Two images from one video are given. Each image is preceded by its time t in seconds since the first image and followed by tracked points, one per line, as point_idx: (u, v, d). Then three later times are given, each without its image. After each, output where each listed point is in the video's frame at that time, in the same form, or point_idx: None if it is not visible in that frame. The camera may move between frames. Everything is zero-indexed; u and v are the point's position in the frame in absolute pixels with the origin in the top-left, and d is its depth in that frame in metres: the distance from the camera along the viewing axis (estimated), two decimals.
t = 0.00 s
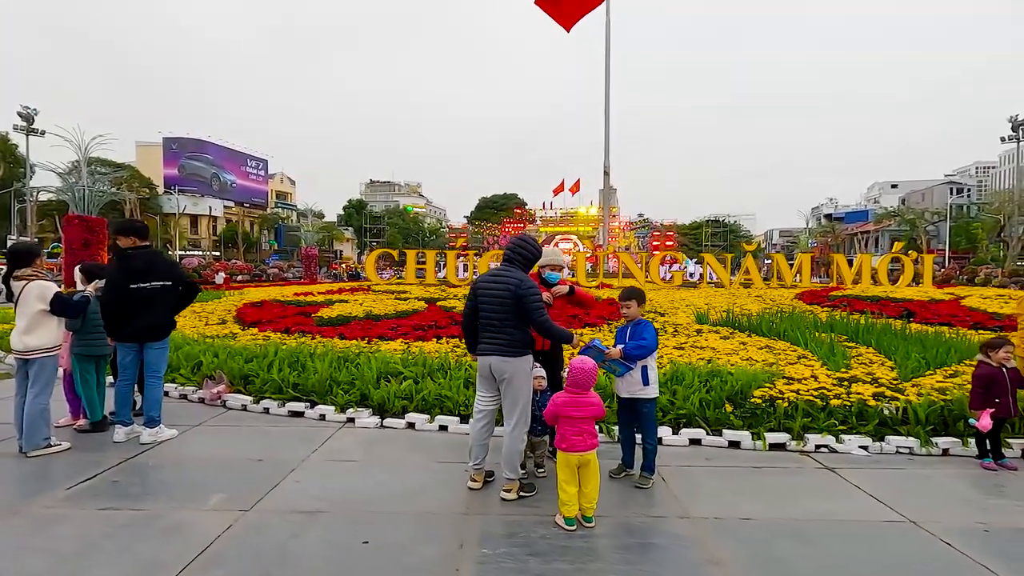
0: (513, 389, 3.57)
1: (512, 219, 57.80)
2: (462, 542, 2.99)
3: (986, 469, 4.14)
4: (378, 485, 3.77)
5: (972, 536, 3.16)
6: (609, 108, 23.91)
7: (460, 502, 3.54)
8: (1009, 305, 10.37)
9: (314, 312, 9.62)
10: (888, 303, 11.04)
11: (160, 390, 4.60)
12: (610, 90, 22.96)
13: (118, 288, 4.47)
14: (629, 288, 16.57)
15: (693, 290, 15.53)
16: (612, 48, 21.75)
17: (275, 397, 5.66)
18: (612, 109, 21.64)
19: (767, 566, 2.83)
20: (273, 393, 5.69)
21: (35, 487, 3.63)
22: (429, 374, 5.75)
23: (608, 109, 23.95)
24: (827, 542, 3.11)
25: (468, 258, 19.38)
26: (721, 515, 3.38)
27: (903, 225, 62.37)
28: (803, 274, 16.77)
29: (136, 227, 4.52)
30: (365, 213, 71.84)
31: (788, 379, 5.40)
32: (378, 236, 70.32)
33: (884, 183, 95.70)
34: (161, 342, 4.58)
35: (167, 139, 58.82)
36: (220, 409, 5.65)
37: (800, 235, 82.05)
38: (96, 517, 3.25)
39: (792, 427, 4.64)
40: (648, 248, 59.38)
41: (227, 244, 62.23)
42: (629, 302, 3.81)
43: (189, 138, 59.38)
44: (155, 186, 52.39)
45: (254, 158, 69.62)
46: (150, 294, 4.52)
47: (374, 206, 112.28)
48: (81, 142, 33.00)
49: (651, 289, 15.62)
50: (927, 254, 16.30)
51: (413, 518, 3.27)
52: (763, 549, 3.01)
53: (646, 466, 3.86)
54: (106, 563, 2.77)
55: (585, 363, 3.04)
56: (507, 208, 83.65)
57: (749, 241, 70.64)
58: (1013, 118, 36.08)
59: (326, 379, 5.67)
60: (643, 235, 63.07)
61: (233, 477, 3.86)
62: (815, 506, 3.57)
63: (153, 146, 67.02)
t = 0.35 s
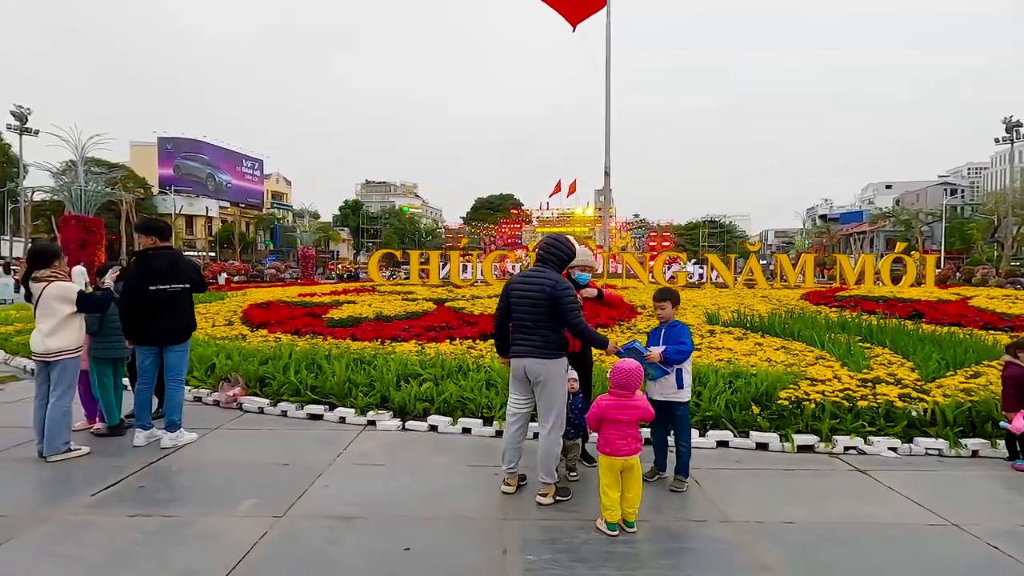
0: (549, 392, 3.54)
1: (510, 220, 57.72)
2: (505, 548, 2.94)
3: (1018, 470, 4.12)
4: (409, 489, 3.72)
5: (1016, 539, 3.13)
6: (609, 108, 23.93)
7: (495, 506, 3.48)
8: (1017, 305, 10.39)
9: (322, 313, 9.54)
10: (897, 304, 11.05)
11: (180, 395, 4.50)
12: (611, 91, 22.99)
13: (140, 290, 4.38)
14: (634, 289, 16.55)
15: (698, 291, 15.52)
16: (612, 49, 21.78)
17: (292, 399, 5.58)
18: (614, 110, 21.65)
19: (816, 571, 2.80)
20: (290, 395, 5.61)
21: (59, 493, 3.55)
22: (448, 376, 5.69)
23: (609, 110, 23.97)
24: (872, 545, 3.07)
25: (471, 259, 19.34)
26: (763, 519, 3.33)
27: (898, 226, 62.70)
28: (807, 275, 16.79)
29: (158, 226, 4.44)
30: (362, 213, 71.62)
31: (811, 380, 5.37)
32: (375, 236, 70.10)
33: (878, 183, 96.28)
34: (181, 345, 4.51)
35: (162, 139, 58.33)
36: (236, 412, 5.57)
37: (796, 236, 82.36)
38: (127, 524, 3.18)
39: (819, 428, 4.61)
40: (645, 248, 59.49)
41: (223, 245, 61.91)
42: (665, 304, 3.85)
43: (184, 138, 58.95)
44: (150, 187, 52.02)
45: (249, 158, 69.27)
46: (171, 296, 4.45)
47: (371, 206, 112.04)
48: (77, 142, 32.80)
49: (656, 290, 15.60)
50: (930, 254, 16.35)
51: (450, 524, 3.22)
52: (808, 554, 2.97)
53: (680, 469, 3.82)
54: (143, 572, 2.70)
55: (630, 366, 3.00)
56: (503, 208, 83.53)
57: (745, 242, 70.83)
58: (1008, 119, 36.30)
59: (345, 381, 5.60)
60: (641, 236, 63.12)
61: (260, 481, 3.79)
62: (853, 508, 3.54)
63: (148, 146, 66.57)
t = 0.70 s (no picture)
0: (579, 395, 3.45)
1: (506, 221, 57.59)
2: (543, 557, 2.87)
3: None
4: (436, 495, 3.64)
5: None
6: (609, 109, 23.89)
7: (526, 513, 3.42)
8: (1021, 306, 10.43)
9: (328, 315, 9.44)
10: (902, 305, 11.06)
11: (195, 398, 4.41)
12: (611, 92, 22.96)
13: (153, 292, 4.27)
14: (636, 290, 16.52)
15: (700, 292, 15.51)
16: (612, 50, 21.74)
17: (306, 402, 5.49)
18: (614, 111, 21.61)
19: None
20: (304, 398, 5.52)
21: (77, 501, 3.46)
22: (464, 378, 5.61)
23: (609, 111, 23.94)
24: (913, 551, 3.02)
25: (471, 260, 19.24)
26: (800, 524, 3.28)
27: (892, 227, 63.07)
28: (808, 275, 16.81)
29: (172, 227, 4.34)
30: (357, 214, 71.34)
31: (831, 381, 5.34)
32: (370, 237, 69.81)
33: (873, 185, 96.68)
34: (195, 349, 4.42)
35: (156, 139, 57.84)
36: (248, 416, 5.48)
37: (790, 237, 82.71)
38: (150, 533, 3.10)
39: (844, 431, 4.58)
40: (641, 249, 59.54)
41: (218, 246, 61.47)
42: (692, 307, 3.80)
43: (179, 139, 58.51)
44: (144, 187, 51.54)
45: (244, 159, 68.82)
46: (185, 298, 4.35)
47: (366, 207, 111.66)
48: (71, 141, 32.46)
49: (659, 291, 15.56)
50: (930, 255, 16.41)
51: (483, 531, 3.15)
52: (851, 560, 2.92)
53: (711, 473, 3.74)
54: None
55: (669, 368, 2.96)
56: (499, 209, 83.43)
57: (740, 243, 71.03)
58: (1002, 121, 36.50)
59: (359, 384, 5.51)
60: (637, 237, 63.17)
61: (283, 487, 3.70)
62: (887, 512, 3.49)
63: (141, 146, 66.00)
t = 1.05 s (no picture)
0: (611, 401, 3.35)
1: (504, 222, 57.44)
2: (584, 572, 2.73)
3: None
4: (462, 505, 3.50)
5: None
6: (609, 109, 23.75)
7: (558, 524, 3.28)
8: None
9: (332, 317, 9.26)
10: (911, 306, 10.99)
11: (207, 405, 4.24)
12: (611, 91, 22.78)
13: (165, 293, 4.10)
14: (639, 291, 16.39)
15: (705, 293, 15.41)
16: (613, 51, 21.64)
17: (318, 407, 5.33)
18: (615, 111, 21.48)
19: None
20: (316, 403, 5.36)
21: (88, 514, 3.29)
22: (480, 382, 5.47)
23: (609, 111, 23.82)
24: (966, 562, 2.90)
25: (471, 261, 19.07)
26: (845, 535, 3.15)
27: (888, 229, 63.28)
28: (811, 277, 16.75)
29: (184, 226, 4.18)
30: (354, 216, 71.04)
31: (857, 384, 5.22)
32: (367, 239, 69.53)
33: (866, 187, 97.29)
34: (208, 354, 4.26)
35: (151, 139, 57.32)
36: (258, 421, 5.31)
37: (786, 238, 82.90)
38: (168, 547, 2.94)
39: (875, 435, 4.46)
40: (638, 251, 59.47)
41: (213, 247, 61.02)
42: (724, 310, 3.60)
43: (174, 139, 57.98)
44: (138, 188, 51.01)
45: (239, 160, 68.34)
46: (196, 300, 4.18)
47: (362, 208, 111.31)
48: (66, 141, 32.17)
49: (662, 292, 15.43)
50: (933, 256, 16.38)
51: (516, 544, 3.01)
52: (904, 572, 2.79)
53: (745, 481, 3.63)
54: None
55: (715, 373, 2.84)
56: (495, 210, 83.31)
57: (737, 244, 71.12)
58: (997, 123, 36.70)
59: (373, 388, 5.35)
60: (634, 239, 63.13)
61: (303, 498, 3.55)
62: (931, 520, 3.38)
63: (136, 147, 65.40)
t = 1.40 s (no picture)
0: (651, 411, 3.25)
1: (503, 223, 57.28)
2: None
3: None
4: (491, 519, 3.38)
5: None
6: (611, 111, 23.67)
7: (592, 538, 3.17)
8: None
9: (339, 321, 9.13)
10: (920, 308, 10.92)
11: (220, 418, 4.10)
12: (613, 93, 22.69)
13: (172, 300, 3.89)
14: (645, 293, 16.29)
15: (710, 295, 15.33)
16: (615, 52, 21.55)
17: (332, 414, 5.21)
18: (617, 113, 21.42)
19: None
20: (330, 410, 5.24)
21: (104, 530, 3.17)
22: (497, 388, 5.36)
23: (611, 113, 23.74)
24: None
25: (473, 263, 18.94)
26: (891, 550, 3.05)
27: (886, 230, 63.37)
28: (816, 279, 16.68)
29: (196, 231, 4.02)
30: (352, 217, 70.78)
31: (882, 390, 5.13)
32: (365, 240, 69.26)
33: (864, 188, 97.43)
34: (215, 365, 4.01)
35: (147, 140, 56.88)
36: (269, 428, 5.19)
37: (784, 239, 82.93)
38: (189, 565, 2.82)
39: (906, 443, 4.36)
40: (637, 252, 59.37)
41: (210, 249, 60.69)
42: (760, 316, 3.46)
43: (170, 141, 57.42)
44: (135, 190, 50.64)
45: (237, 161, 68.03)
46: (206, 308, 3.96)
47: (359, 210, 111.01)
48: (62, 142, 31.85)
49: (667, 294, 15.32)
50: (938, 258, 16.32)
51: (552, 561, 2.90)
52: None
53: (781, 492, 3.52)
54: None
55: (761, 383, 2.72)
56: (493, 211, 83.15)
57: (736, 246, 71.11)
58: (995, 125, 36.79)
59: (388, 395, 5.23)
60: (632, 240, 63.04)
61: (326, 512, 3.43)
62: (973, 532, 3.28)
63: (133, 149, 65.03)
